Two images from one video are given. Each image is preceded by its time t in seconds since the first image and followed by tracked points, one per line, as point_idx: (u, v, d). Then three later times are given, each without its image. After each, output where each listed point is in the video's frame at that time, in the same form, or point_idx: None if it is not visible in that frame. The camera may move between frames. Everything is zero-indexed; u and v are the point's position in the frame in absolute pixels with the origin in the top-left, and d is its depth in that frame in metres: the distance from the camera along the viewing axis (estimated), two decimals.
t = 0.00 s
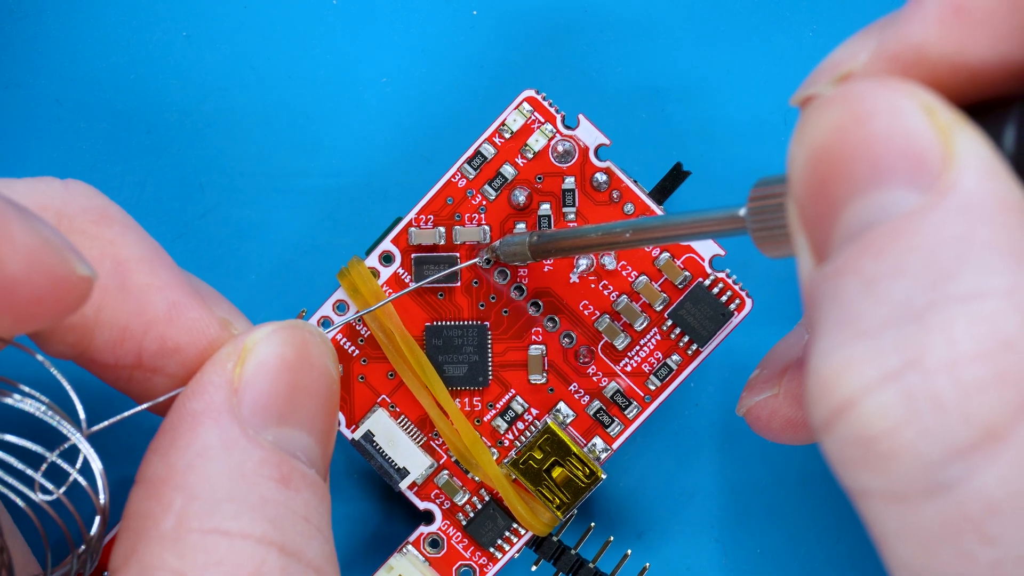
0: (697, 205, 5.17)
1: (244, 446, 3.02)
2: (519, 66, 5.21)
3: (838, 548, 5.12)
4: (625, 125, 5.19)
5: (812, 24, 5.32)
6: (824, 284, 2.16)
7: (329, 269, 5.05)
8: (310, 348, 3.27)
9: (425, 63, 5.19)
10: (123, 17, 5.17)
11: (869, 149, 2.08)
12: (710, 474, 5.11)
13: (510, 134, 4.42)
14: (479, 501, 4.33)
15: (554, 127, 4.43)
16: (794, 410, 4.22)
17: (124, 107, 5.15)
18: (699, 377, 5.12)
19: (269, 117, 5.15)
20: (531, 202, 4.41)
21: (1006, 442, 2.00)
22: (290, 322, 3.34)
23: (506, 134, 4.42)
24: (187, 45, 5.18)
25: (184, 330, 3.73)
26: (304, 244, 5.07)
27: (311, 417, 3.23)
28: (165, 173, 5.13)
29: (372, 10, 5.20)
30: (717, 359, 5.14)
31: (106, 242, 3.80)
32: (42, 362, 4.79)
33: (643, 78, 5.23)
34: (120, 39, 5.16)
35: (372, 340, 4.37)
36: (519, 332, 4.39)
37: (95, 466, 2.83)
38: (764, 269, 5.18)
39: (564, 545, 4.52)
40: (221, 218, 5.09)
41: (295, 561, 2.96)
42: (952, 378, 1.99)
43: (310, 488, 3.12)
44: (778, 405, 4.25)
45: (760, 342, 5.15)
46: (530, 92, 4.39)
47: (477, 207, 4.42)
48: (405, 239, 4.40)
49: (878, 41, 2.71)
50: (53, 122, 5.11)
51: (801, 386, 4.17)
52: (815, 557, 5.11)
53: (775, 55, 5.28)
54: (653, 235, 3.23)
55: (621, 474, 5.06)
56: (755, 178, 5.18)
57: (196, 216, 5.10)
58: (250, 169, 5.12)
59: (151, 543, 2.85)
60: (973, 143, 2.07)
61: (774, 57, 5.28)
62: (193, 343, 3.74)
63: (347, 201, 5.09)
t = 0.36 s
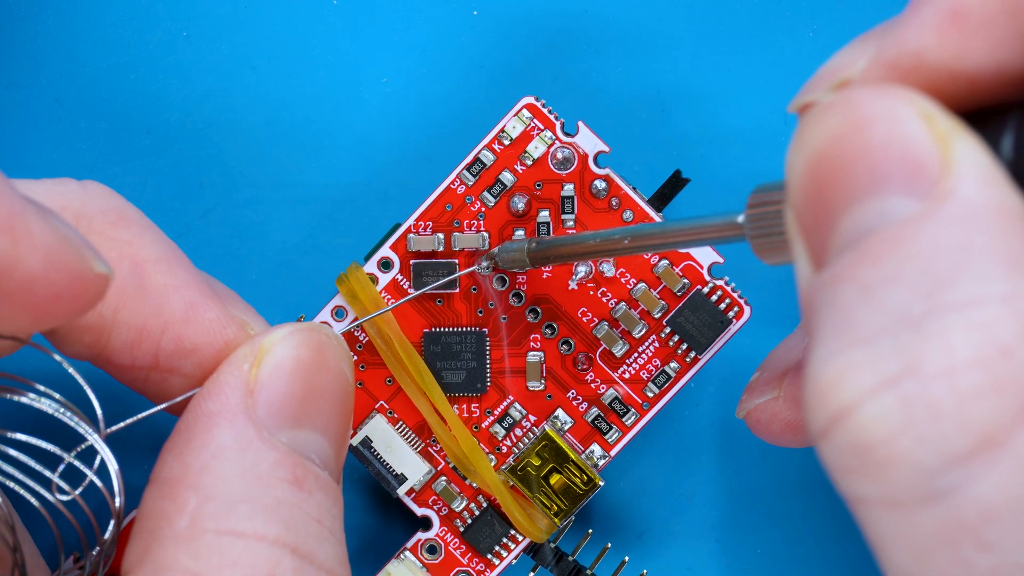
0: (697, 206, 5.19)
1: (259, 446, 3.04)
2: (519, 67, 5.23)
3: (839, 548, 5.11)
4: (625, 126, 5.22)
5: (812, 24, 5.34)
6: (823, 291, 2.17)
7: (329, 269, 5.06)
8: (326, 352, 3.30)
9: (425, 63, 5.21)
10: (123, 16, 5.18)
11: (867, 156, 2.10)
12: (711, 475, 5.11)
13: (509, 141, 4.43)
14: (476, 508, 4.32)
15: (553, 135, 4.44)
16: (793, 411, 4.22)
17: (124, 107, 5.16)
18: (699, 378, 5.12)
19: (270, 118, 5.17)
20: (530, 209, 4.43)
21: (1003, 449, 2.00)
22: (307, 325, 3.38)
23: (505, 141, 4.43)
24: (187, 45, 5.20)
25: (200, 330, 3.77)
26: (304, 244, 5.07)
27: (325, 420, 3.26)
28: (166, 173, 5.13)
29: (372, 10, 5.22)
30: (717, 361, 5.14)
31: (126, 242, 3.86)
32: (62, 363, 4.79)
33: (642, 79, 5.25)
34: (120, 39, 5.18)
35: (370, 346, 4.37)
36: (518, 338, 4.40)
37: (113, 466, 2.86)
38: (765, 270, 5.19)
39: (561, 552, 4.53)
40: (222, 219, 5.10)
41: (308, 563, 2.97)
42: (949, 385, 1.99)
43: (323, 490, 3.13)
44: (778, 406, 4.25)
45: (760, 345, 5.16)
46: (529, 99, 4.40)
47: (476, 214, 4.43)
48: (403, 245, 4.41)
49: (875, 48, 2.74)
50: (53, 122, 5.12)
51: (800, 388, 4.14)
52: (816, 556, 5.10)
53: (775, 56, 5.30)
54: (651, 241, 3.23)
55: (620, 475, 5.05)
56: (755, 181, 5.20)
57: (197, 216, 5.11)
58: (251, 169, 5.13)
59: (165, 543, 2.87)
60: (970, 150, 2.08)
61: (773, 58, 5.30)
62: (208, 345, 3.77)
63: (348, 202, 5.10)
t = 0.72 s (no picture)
0: (696, 206, 5.19)
1: (176, 421, 2.67)
2: (519, 66, 5.23)
3: (838, 547, 5.12)
4: (625, 126, 5.22)
5: (813, 24, 5.34)
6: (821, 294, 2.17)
7: (329, 269, 5.06)
8: (264, 342, 2.97)
9: (425, 63, 5.21)
10: (122, 16, 5.18)
11: (865, 158, 2.10)
12: (710, 474, 5.11)
13: (509, 140, 4.43)
14: (475, 507, 4.32)
15: (552, 134, 4.43)
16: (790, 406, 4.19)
17: (124, 107, 5.16)
18: (699, 377, 5.12)
19: (269, 118, 5.17)
20: (530, 208, 4.43)
21: (1001, 452, 2.00)
22: (242, 315, 3.08)
23: (505, 140, 4.43)
24: (186, 45, 5.19)
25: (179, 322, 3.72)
26: (303, 244, 5.07)
27: (258, 407, 2.88)
28: (165, 173, 5.14)
29: (372, 10, 5.22)
30: (717, 360, 5.14)
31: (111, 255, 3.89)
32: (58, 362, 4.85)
33: (642, 78, 5.25)
34: (120, 39, 5.18)
35: (370, 345, 4.37)
36: (518, 338, 4.40)
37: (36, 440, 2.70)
38: (764, 270, 5.19)
39: (560, 550, 4.53)
40: (221, 218, 5.11)
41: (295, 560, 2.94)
42: (946, 387, 1.99)
43: (246, 469, 2.71)
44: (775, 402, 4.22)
45: (760, 344, 5.16)
46: (529, 98, 4.40)
47: (476, 213, 4.43)
48: (403, 245, 4.40)
49: (875, 47, 2.74)
50: (52, 122, 5.12)
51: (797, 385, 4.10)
52: (815, 556, 5.11)
53: (775, 55, 5.30)
54: (651, 241, 3.23)
55: (620, 474, 5.06)
56: (755, 180, 5.21)
57: (196, 216, 5.11)
58: (251, 168, 5.13)
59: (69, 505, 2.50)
60: (969, 152, 2.09)
61: (774, 57, 5.30)
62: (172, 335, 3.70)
63: (348, 201, 5.10)
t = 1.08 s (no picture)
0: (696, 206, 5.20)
1: (164, 355, 2.67)
2: (519, 65, 5.23)
3: (838, 547, 5.11)
4: (625, 126, 5.22)
5: (813, 23, 5.34)
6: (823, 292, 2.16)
7: (329, 269, 5.06)
8: (263, 306, 2.99)
9: (425, 62, 5.21)
10: (123, 15, 5.18)
11: (865, 157, 2.10)
12: (711, 474, 5.11)
13: (509, 140, 4.43)
14: (476, 507, 4.32)
15: (553, 134, 4.43)
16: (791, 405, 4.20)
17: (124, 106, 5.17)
18: (699, 377, 5.12)
19: (269, 117, 5.17)
20: (530, 208, 4.43)
21: (1002, 451, 2.00)
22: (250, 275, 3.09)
23: (505, 140, 4.43)
24: (186, 44, 5.20)
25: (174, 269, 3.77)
26: (303, 243, 5.07)
27: (245, 361, 2.91)
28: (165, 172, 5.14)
29: (372, 9, 5.22)
30: (717, 361, 5.14)
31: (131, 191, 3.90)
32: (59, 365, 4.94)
33: (642, 77, 5.25)
34: (120, 38, 5.18)
35: (370, 345, 4.37)
36: (518, 338, 4.40)
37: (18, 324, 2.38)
38: (764, 270, 5.19)
39: (561, 550, 4.53)
40: (222, 217, 5.11)
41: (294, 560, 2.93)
42: (948, 386, 1.99)
43: (220, 421, 2.74)
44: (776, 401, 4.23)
45: (760, 344, 5.16)
46: (530, 98, 4.41)
47: (476, 213, 4.43)
48: (404, 245, 4.41)
49: (875, 47, 2.71)
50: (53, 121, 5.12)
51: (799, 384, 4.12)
52: (815, 556, 5.11)
53: (775, 54, 5.30)
54: (651, 240, 3.23)
55: (621, 473, 5.06)
56: (755, 180, 5.21)
57: (197, 215, 5.11)
58: (251, 168, 5.14)
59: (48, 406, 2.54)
60: (970, 151, 2.09)
61: (774, 56, 5.30)
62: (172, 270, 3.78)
63: (348, 201, 5.10)
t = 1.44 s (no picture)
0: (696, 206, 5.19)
1: (207, 335, 2.83)
2: (519, 64, 5.22)
3: (838, 547, 5.12)
4: (625, 126, 5.21)
5: (813, 23, 5.33)
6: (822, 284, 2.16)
7: (329, 269, 5.05)
8: (304, 286, 3.10)
9: (424, 61, 5.20)
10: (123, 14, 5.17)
11: (865, 151, 2.09)
12: (711, 473, 5.11)
13: (508, 138, 4.42)
14: (475, 505, 4.32)
15: (552, 131, 4.42)
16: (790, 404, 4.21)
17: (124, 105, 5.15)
18: (699, 376, 5.12)
19: (269, 116, 5.16)
20: (529, 206, 4.42)
21: (1001, 442, 2.00)
22: (293, 252, 3.18)
23: (504, 137, 4.42)
24: (186, 43, 5.18)
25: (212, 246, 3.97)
26: (303, 243, 5.06)
27: (283, 342, 3.06)
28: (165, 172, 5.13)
29: (372, 9, 5.21)
30: (717, 360, 5.14)
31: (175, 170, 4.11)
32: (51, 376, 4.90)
33: (643, 76, 5.24)
34: (120, 38, 5.16)
35: (370, 344, 4.37)
36: (517, 336, 4.39)
37: (61, 296, 2.65)
38: (764, 270, 5.18)
39: (560, 549, 4.53)
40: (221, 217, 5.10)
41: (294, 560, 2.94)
42: (948, 379, 1.99)
43: (258, 401, 2.93)
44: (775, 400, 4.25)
45: (760, 343, 5.16)
46: (529, 96, 4.40)
47: (476, 211, 4.42)
48: (403, 243, 4.40)
49: (875, 41, 2.69)
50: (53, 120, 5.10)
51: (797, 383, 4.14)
52: (814, 556, 5.11)
53: (776, 53, 5.30)
54: (651, 237, 3.22)
55: (621, 472, 5.06)
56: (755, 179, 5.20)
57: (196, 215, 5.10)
58: (251, 167, 5.13)
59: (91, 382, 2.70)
60: (969, 145, 2.08)
61: (775, 55, 5.29)
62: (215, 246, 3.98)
63: (348, 201, 5.09)
